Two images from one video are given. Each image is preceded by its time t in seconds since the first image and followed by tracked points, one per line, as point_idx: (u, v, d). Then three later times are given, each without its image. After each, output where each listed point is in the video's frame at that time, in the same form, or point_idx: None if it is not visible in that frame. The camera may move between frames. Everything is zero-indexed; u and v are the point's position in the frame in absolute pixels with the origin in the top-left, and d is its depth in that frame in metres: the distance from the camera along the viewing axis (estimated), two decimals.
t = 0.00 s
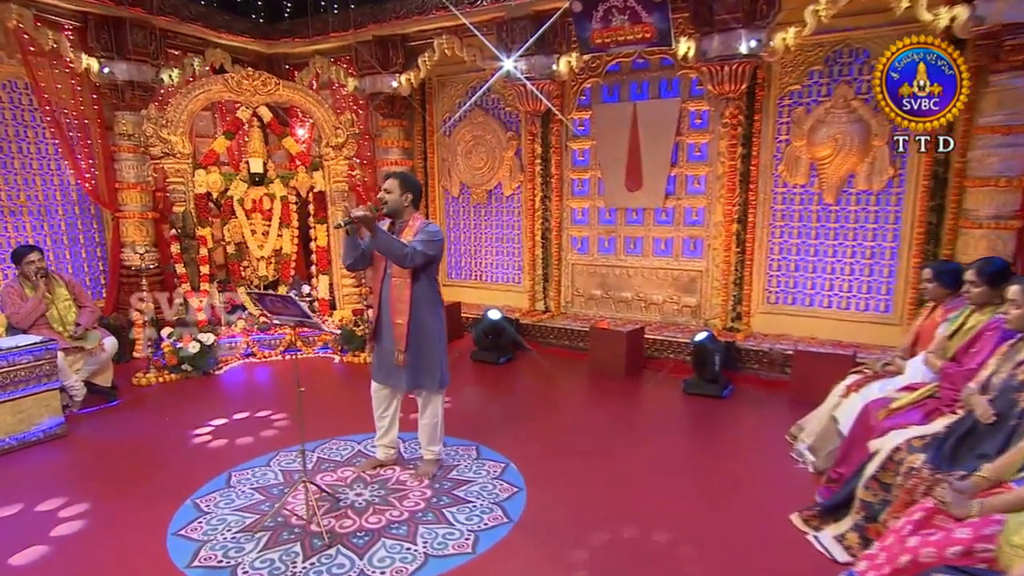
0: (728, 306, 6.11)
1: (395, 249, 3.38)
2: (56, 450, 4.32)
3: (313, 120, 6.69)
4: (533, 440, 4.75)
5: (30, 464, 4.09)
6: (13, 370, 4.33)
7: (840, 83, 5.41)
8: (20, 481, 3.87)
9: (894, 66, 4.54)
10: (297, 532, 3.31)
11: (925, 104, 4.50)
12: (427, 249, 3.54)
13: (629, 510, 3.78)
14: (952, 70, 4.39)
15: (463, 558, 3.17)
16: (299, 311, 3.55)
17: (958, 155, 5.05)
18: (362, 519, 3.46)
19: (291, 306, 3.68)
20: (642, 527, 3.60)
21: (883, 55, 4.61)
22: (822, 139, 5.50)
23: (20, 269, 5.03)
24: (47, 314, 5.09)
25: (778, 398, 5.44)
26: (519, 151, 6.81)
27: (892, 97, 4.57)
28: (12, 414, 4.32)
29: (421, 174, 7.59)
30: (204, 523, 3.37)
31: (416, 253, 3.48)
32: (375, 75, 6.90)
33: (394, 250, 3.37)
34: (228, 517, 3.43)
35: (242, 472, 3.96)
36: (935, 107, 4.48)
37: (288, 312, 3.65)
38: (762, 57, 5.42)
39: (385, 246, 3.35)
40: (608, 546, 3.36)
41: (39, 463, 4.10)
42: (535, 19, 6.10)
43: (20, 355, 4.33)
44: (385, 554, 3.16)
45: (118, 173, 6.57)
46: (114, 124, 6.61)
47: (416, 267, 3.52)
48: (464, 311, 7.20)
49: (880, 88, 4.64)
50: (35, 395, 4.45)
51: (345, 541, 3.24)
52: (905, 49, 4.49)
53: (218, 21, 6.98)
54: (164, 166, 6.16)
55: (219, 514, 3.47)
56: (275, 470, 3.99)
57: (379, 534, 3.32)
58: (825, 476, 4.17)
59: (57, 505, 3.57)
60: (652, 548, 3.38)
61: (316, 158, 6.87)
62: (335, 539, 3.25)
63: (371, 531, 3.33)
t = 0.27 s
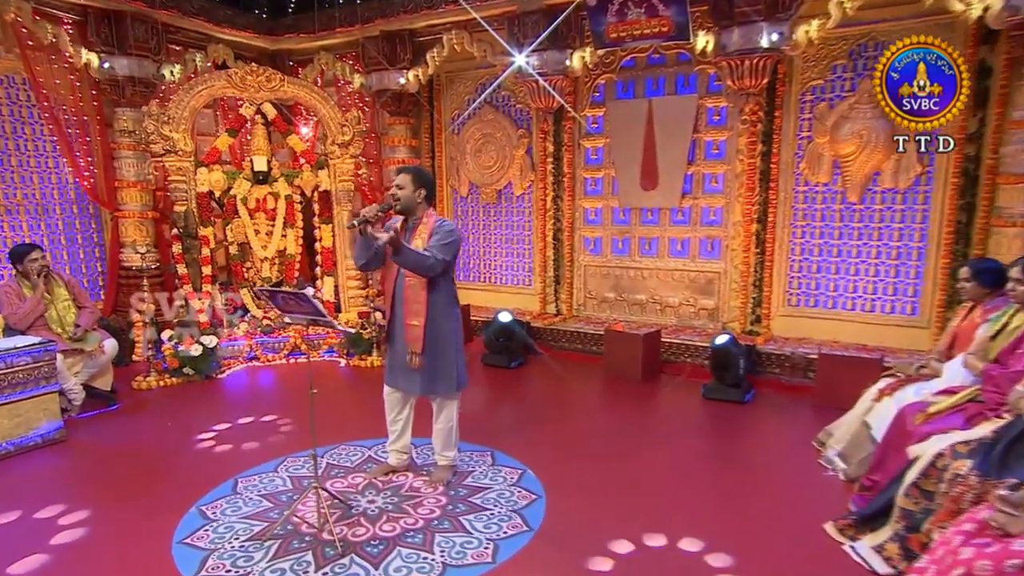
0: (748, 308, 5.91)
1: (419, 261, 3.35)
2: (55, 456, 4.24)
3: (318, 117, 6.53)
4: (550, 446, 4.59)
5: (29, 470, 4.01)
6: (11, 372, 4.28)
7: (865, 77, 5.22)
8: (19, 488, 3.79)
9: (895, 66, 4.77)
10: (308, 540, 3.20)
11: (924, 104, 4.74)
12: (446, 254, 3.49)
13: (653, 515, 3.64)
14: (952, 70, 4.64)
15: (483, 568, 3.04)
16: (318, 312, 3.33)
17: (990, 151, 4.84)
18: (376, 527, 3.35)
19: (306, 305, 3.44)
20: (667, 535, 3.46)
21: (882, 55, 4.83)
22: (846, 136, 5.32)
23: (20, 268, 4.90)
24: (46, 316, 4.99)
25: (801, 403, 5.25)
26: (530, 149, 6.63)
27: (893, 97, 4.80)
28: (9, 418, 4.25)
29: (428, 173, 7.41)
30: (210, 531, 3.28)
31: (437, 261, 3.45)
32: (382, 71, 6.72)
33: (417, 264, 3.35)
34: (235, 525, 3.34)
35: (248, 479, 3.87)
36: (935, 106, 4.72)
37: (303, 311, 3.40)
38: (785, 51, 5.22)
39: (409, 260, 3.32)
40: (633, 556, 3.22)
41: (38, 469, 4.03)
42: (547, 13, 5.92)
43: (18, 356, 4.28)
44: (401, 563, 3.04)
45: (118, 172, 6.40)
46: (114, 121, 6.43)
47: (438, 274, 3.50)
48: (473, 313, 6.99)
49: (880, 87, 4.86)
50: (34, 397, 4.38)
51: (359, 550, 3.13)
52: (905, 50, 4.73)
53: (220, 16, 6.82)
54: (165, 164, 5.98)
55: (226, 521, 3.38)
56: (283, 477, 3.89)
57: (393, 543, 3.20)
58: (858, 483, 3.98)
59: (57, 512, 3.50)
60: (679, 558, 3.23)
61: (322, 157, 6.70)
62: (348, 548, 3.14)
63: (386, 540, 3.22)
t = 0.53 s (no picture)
0: (768, 311, 5.72)
1: (446, 266, 3.32)
2: (54, 462, 4.13)
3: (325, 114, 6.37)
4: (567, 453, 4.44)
5: (28, 477, 3.90)
6: (10, 375, 4.14)
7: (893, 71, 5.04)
8: (18, 496, 3.68)
9: (895, 66, 5.02)
10: (321, 550, 3.10)
11: (924, 104, 4.95)
12: (468, 255, 3.43)
13: (676, 523, 3.53)
14: (952, 70, 4.83)
15: None
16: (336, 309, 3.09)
17: None
18: (391, 536, 3.25)
19: (318, 303, 3.19)
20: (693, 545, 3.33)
21: (883, 54, 5.06)
22: (872, 132, 5.14)
23: (15, 268, 4.72)
24: (44, 317, 4.86)
25: (826, 408, 5.07)
26: (542, 148, 6.45)
27: (893, 97, 5.03)
28: (7, 422, 4.12)
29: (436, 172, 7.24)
30: (218, 540, 3.20)
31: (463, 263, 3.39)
32: (389, 67, 6.54)
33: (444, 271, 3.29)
34: (245, 534, 3.25)
35: (255, 486, 3.79)
36: (935, 106, 4.91)
37: (316, 309, 3.14)
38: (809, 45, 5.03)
39: (437, 266, 3.28)
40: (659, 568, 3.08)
41: (37, 476, 3.92)
42: (561, 6, 5.73)
43: (18, 358, 4.15)
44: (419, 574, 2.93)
45: (117, 170, 6.20)
46: (113, 117, 6.25)
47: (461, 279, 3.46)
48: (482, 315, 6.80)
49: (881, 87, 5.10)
50: (31, 401, 4.26)
51: (375, 560, 3.03)
52: (905, 50, 4.98)
53: (223, 11, 6.64)
54: (166, 162, 5.79)
55: (234, 530, 3.29)
56: (292, 484, 3.80)
57: (411, 552, 3.10)
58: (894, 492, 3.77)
59: (59, 520, 3.41)
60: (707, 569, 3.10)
61: (328, 156, 6.52)
62: (364, 558, 3.04)
63: (402, 550, 3.12)
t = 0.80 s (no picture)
0: (786, 315, 5.59)
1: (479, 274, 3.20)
2: (55, 468, 4.01)
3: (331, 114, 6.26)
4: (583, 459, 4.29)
5: (28, 485, 3.78)
6: (10, 379, 4.00)
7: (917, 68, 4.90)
8: (17, 505, 3.56)
9: (895, 66, 4.94)
10: (334, 560, 2.99)
11: (924, 104, 4.84)
12: (492, 256, 3.31)
13: (700, 531, 3.40)
14: (952, 70, 4.73)
15: None
16: (352, 309, 3.03)
17: None
18: (407, 545, 3.13)
19: (332, 304, 3.14)
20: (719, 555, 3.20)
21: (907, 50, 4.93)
22: (895, 130, 4.99)
23: (14, 270, 4.60)
24: (45, 319, 4.71)
25: (849, 414, 4.92)
26: (553, 147, 6.30)
27: (893, 97, 4.94)
28: (7, 428, 4.00)
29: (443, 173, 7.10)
30: (227, 549, 3.08)
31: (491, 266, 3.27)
32: (396, 65, 6.41)
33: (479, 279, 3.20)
34: (254, 543, 3.13)
35: (264, 493, 3.67)
36: (935, 106, 4.80)
37: (331, 309, 3.08)
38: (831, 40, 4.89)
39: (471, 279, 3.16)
40: None
41: (37, 483, 3.82)
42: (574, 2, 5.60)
43: (18, 361, 4.01)
44: None
45: (118, 170, 6.06)
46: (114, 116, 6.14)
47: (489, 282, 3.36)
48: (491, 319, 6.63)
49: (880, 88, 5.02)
50: (31, 406, 4.13)
51: (390, 570, 2.91)
52: (905, 50, 4.90)
53: (227, 7, 6.52)
54: (169, 161, 5.69)
55: (243, 539, 3.17)
56: (302, 492, 3.67)
57: (427, 562, 2.98)
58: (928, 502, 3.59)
59: (61, 529, 3.30)
60: None
61: (333, 156, 6.39)
62: (379, 568, 2.92)
63: (419, 560, 3.00)
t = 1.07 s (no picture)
0: (810, 321, 5.36)
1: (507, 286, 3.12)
2: (56, 478, 3.85)
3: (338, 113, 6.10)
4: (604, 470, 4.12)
5: (26, 496, 3.61)
6: (10, 385, 3.84)
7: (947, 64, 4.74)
8: (15, 517, 3.39)
9: (895, 66, 4.88)
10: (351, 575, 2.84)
11: (924, 104, 4.79)
12: (517, 261, 3.20)
13: (732, 546, 3.25)
14: (952, 70, 4.68)
15: None
16: (371, 311, 2.91)
17: None
18: (426, 559, 2.99)
19: (351, 306, 3.01)
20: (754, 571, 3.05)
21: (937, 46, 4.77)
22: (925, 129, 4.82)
23: (13, 273, 4.40)
24: (44, 324, 4.52)
25: (879, 424, 4.72)
26: (566, 148, 6.13)
27: (893, 97, 4.88)
28: (6, 436, 3.84)
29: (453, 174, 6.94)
30: (239, 563, 2.93)
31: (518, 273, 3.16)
32: (405, 63, 6.25)
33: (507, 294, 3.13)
34: (267, 556, 2.98)
35: (274, 504, 3.51)
36: (935, 106, 4.75)
37: (349, 311, 2.98)
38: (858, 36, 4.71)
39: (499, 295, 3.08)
40: None
41: (38, 493, 3.65)
42: None
43: (18, 367, 3.86)
44: None
45: (119, 171, 5.91)
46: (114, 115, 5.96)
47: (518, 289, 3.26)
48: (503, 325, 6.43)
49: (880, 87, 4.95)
50: (31, 413, 3.96)
51: None
52: (906, 50, 4.84)
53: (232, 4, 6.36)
54: (172, 161, 5.51)
55: (254, 552, 3.01)
56: (314, 503, 3.51)
57: None
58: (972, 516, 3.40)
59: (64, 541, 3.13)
60: None
61: (340, 157, 6.22)
62: None
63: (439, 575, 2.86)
